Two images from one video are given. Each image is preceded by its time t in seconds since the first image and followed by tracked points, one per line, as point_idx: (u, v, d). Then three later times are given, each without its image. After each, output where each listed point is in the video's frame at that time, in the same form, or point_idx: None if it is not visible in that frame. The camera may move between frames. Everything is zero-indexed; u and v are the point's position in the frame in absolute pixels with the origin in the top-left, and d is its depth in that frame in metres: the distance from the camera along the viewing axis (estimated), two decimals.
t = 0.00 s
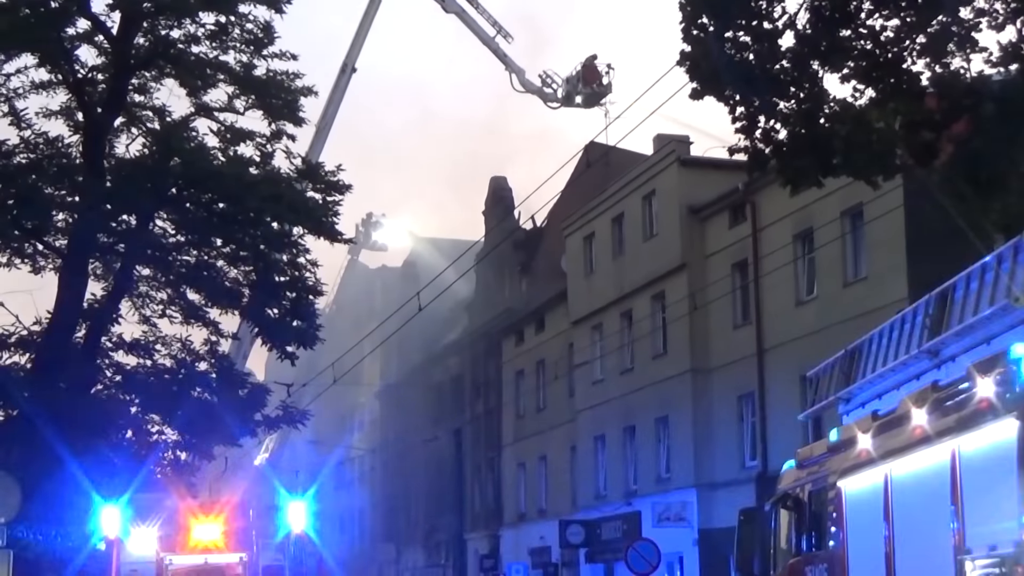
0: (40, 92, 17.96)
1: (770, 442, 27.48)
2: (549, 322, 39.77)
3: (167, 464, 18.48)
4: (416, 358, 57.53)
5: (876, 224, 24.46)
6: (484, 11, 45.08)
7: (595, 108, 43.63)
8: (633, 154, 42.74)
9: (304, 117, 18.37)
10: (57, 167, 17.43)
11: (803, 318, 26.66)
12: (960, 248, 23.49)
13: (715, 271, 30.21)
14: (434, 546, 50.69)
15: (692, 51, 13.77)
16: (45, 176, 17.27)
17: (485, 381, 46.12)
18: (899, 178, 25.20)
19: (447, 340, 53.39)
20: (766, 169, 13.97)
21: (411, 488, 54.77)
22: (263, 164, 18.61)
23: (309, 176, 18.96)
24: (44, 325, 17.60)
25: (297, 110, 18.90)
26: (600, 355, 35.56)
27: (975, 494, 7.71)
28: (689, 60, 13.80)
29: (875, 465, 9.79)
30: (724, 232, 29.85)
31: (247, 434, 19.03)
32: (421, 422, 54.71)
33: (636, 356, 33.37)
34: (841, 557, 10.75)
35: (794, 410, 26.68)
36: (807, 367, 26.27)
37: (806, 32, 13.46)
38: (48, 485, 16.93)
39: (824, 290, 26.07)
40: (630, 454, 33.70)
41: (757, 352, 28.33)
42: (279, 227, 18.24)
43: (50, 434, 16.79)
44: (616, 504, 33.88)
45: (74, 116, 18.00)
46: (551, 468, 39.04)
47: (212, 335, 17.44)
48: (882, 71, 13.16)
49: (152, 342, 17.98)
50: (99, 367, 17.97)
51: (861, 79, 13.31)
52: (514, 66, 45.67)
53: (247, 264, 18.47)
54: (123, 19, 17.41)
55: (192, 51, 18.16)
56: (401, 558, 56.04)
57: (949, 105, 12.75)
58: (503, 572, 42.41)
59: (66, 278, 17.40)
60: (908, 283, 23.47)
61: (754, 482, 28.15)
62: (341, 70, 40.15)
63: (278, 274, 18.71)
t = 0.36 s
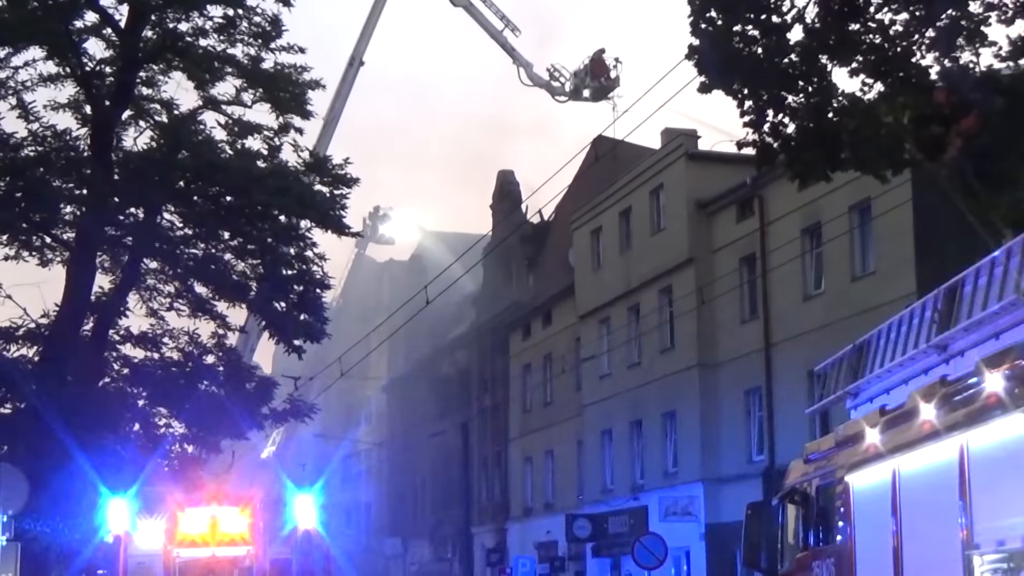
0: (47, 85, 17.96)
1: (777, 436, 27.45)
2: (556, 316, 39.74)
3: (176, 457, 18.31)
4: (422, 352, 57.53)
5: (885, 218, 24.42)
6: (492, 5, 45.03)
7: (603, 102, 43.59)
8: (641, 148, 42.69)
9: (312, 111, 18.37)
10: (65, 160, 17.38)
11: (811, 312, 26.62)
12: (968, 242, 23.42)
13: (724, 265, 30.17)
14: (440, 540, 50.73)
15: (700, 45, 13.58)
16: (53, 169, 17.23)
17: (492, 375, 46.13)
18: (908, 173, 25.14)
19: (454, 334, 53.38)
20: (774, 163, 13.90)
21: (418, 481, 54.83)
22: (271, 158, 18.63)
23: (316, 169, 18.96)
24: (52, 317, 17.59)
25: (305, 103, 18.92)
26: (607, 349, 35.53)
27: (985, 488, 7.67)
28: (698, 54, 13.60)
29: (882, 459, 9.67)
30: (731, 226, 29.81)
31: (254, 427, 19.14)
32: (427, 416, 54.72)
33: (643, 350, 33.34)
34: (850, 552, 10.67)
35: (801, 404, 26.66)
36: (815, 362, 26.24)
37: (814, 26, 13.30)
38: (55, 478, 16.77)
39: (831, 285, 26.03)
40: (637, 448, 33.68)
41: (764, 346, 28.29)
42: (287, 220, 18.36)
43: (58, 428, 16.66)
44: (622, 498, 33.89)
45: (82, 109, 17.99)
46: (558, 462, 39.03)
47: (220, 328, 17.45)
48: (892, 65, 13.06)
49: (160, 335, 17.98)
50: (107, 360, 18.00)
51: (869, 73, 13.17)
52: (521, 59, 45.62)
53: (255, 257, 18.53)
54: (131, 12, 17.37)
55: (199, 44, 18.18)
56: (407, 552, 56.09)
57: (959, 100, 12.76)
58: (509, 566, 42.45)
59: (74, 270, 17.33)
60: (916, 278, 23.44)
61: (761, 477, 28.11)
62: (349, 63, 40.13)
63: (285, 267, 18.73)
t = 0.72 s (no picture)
0: (46, 77, 17.61)
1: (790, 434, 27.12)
2: (564, 312, 39.38)
3: (176, 456, 18.21)
4: (428, 347, 57.17)
5: (900, 211, 24.02)
6: None
7: (612, 92, 43.18)
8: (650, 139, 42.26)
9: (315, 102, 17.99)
10: (64, 153, 16.96)
11: (825, 307, 26.26)
12: (985, 235, 23.01)
13: (735, 259, 29.79)
14: (447, 539, 50.41)
15: (710, 34, 13.12)
16: (52, 162, 16.83)
17: (499, 372, 45.79)
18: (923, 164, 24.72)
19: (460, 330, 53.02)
20: (787, 155, 13.53)
21: (424, 479, 54.53)
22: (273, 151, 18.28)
23: (319, 162, 18.58)
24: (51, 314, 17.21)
25: (308, 94, 18.51)
26: (617, 345, 35.17)
27: (997, 489, 7.48)
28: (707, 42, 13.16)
29: (899, 456, 9.23)
30: (743, 219, 29.42)
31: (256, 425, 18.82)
32: (434, 413, 54.39)
33: (654, 346, 32.98)
34: (864, 553, 10.29)
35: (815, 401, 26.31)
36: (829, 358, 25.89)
37: (828, 14, 12.86)
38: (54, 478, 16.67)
39: (846, 279, 25.63)
40: (647, 446, 33.36)
41: (777, 341, 27.92)
42: (289, 213, 17.87)
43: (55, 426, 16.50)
44: (633, 497, 33.55)
45: (81, 101, 17.61)
46: (567, 460, 38.70)
47: (221, 325, 17.11)
48: (907, 55, 12.51)
49: (160, 332, 17.66)
50: (107, 356, 17.78)
51: (884, 63, 12.67)
52: (529, 50, 45.20)
53: (257, 252, 18.19)
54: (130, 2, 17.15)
55: (200, 35, 17.84)
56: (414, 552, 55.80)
57: (974, 88, 11.78)
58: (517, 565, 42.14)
59: (73, 266, 17.10)
60: (932, 271, 23.04)
61: (775, 476, 27.76)
62: (353, 54, 39.77)
63: (289, 262, 18.36)
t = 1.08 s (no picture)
0: (35, 53, 16.95)
1: (810, 425, 26.48)
2: (575, 298, 38.72)
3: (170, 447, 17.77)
4: (434, 334, 56.52)
5: (924, 192, 23.38)
6: None
7: (625, 69, 42.45)
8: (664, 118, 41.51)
9: (315, 80, 17.30)
10: (54, 133, 16.43)
11: (847, 293, 25.59)
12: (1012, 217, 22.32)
13: (753, 243, 29.09)
14: (453, 534, 49.88)
15: (729, 8, 12.74)
16: (42, 143, 16.31)
17: (508, 360, 45.13)
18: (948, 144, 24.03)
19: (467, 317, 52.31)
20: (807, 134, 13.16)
21: (429, 471, 53.96)
22: (272, 131, 17.59)
23: (320, 142, 17.91)
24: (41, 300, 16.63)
25: (308, 72, 17.80)
26: (630, 333, 34.50)
27: None
28: (726, 18, 12.81)
29: (923, 449, 8.66)
30: (762, 202, 28.70)
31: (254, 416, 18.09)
32: (440, 402, 53.78)
33: (668, 334, 32.32)
34: (887, 550, 9.52)
35: (836, 390, 25.68)
36: (850, 346, 25.24)
37: None
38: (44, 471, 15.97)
39: (868, 265, 24.97)
40: (661, 437, 32.71)
41: (796, 329, 27.25)
42: (289, 196, 17.21)
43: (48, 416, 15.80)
44: (646, 490, 32.94)
45: (72, 79, 16.94)
46: (577, 452, 38.07)
47: (218, 311, 16.45)
48: (933, 29, 11.87)
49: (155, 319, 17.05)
50: (100, 345, 17.10)
51: (909, 39, 12.11)
52: (538, 27, 44.43)
53: (255, 236, 17.50)
54: None
55: (196, 9, 17.16)
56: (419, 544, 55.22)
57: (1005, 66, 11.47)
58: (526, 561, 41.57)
59: (64, 250, 16.42)
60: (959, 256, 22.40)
61: (793, 469, 27.10)
62: (355, 31, 39.03)
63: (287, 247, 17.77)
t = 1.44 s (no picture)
0: (27, 17, 16.27)
1: (834, 404, 25.85)
2: (588, 273, 38.06)
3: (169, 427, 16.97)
4: (442, 310, 55.90)
5: (952, 162, 22.71)
6: None
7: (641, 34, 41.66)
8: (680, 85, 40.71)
9: (318, 45, 16.64)
10: (47, 101, 15.65)
11: (872, 267, 24.92)
12: None
13: (774, 215, 28.37)
14: (461, 518, 49.48)
15: None
16: (34, 111, 15.54)
17: (519, 338, 44.48)
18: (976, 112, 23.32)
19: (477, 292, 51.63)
20: (831, 101, 12.69)
21: (437, 453, 53.48)
22: (274, 98, 16.89)
23: (323, 109, 17.17)
24: (33, 274, 16.08)
25: (310, 37, 17.13)
26: (646, 308, 33.82)
27: None
28: None
29: (949, 429, 8.10)
30: (784, 172, 27.97)
31: (255, 394, 17.49)
32: (448, 381, 53.24)
33: (685, 310, 31.66)
34: (913, 531, 8.79)
35: (861, 368, 25.06)
36: (876, 323, 24.61)
37: None
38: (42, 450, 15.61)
39: (895, 238, 24.29)
40: (678, 416, 32.09)
41: (820, 304, 26.55)
42: (291, 165, 16.72)
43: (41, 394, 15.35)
44: (662, 473, 32.35)
45: (65, 44, 16.22)
46: (591, 432, 37.48)
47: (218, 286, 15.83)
48: None
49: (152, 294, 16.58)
50: (96, 321, 16.63)
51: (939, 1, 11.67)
52: None
53: (256, 207, 16.83)
54: None
55: None
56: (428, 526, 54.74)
57: None
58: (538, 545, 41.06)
59: (57, 223, 15.78)
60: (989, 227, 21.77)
61: (816, 450, 26.50)
62: None
63: (289, 218, 17.12)
